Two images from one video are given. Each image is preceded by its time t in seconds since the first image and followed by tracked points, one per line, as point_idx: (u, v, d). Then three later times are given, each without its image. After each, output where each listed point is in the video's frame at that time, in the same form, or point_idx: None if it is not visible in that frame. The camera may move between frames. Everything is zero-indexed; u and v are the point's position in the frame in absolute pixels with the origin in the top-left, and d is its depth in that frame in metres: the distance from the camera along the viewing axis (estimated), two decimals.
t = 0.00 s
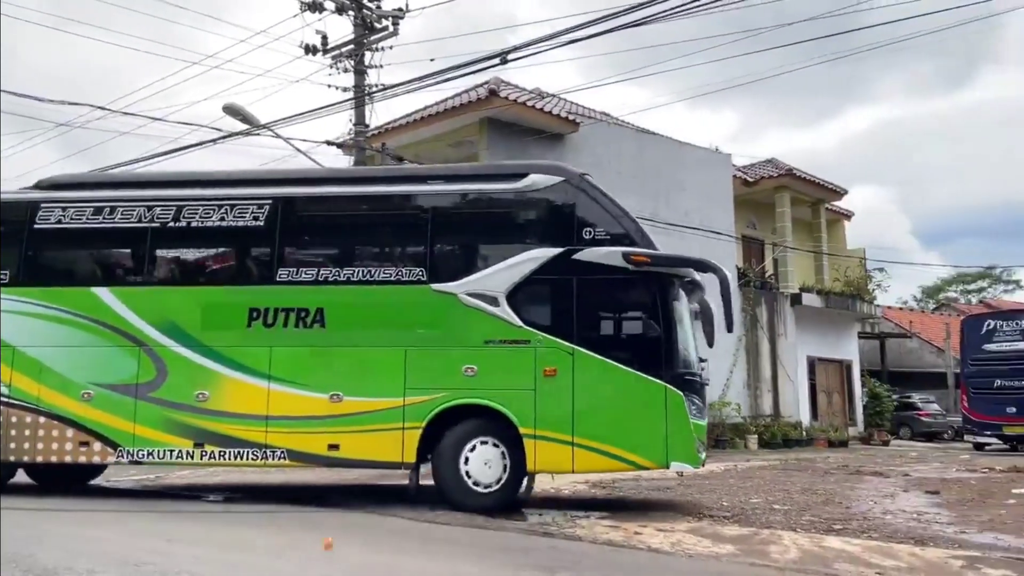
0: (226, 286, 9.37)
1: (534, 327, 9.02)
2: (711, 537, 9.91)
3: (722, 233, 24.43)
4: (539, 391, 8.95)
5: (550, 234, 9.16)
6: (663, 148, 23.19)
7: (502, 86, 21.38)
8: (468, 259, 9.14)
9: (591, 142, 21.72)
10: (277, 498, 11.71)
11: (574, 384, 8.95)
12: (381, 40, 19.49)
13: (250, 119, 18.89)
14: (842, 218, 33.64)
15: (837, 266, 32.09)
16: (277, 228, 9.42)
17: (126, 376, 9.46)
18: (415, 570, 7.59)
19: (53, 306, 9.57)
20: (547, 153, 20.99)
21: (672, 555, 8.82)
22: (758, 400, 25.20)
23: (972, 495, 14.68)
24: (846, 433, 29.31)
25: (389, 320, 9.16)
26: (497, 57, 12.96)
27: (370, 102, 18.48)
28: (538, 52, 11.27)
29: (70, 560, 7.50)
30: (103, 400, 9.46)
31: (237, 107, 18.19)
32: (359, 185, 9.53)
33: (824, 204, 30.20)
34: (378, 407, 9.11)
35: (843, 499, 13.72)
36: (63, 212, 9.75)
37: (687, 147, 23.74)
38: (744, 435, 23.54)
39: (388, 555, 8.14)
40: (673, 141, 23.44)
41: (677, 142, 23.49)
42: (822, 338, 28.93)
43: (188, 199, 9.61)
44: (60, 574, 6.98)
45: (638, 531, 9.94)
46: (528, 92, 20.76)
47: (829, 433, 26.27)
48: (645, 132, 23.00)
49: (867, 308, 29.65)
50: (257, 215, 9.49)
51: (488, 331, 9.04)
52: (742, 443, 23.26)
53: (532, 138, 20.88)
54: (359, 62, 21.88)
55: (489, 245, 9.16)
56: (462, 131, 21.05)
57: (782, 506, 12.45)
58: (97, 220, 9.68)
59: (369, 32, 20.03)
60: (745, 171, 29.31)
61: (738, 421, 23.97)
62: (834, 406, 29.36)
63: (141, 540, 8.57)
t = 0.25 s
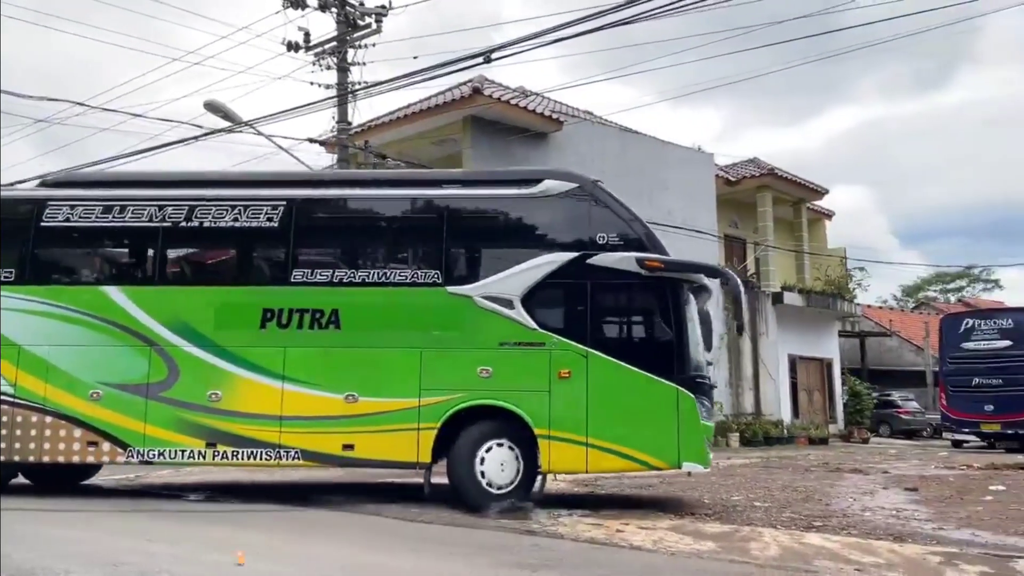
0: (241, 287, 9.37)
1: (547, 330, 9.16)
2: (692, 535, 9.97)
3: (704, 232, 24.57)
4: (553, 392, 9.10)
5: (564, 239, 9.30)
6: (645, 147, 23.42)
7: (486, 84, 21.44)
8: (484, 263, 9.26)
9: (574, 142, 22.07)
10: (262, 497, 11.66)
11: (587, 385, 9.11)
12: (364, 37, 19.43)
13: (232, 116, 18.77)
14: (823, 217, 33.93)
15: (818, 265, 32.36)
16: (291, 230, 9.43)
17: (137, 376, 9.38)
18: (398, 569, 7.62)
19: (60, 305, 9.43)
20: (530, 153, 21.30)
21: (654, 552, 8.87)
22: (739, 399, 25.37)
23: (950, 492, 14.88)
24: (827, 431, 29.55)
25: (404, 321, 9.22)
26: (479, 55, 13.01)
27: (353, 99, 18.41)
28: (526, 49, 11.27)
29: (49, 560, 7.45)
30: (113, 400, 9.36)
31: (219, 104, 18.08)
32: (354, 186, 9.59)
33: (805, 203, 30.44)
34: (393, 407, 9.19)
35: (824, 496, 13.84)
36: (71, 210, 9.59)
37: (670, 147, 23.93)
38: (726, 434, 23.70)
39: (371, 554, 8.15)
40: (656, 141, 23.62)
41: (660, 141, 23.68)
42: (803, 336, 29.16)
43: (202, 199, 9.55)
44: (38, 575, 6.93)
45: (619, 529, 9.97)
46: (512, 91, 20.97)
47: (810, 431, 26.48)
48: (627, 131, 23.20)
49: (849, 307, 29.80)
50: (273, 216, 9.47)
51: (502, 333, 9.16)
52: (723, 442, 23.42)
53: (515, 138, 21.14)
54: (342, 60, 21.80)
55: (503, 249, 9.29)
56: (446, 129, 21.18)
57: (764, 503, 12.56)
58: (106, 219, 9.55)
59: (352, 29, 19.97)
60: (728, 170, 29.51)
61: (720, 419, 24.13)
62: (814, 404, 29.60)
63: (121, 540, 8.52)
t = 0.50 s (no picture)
0: (257, 287, 9.36)
1: (562, 332, 9.22)
2: (675, 532, 10.02)
3: (688, 230, 24.61)
4: (568, 393, 9.16)
5: (580, 243, 9.38)
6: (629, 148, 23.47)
7: (471, 82, 21.46)
8: (500, 265, 9.31)
9: (558, 140, 22.28)
10: (247, 496, 11.63)
11: (603, 386, 9.18)
12: (348, 34, 19.37)
13: (214, 113, 18.66)
14: (806, 216, 34.17)
15: (801, 264, 32.57)
16: (306, 231, 9.42)
17: (150, 374, 9.40)
18: (380, 568, 7.63)
19: (72, 303, 9.45)
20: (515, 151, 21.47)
21: (637, 550, 8.92)
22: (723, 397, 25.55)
23: (930, 489, 15.01)
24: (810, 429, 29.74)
25: (420, 322, 9.26)
26: (464, 54, 13.07)
27: (337, 97, 18.36)
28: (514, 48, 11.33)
29: (28, 560, 7.40)
30: (125, 399, 9.39)
31: (200, 101, 17.99)
32: (347, 187, 9.61)
33: (788, 202, 30.64)
34: (409, 407, 9.24)
35: (806, 493, 13.94)
36: (82, 207, 9.58)
37: (655, 146, 23.99)
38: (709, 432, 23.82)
39: (353, 553, 8.14)
40: (641, 140, 23.67)
41: (646, 140, 23.75)
42: (786, 335, 29.33)
43: (217, 199, 9.55)
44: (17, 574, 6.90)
45: (604, 526, 9.94)
46: (497, 89, 21.20)
47: (792, 429, 26.67)
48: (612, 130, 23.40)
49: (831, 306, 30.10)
50: (288, 217, 9.48)
51: (517, 335, 9.22)
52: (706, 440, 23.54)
53: (500, 136, 21.33)
54: (326, 57, 21.73)
55: (517, 251, 9.34)
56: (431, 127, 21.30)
57: (747, 500, 12.63)
58: (117, 216, 9.53)
59: (336, 26, 19.87)
60: (712, 169, 29.68)
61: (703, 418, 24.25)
62: (797, 402, 29.80)
63: (101, 539, 8.47)
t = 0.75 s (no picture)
0: (278, 285, 9.45)
1: (580, 332, 9.59)
2: (659, 528, 10.08)
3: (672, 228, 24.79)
4: (587, 390, 9.52)
5: (596, 246, 9.73)
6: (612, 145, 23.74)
7: (455, 79, 21.46)
8: (519, 266, 9.61)
9: (543, 137, 22.46)
10: (231, 494, 11.56)
11: (619, 385, 9.57)
12: (332, 30, 19.25)
13: (196, 109, 18.49)
14: (788, 215, 34.42)
15: (783, 262, 32.82)
16: (328, 231, 9.54)
17: (171, 372, 9.38)
18: (366, 567, 7.63)
19: (90, 300, 9.35)
20: (500, 148, 21.52)
21: (620, 546, 8.95)
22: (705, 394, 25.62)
23: (910, 485, 15.17)
24: (791, 426, 29.93)
25: (441, 321, 9.49)
26: (451, 51, 13.10)
27: (322, 93, 18.26)
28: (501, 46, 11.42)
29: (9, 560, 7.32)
30: (146, 396, 9.33)
31: (183, 97, 17.82)
32: (338, 187, 9.76)
33: (771, 200, 30.87)
34: (431, 404, 9.45)
35: (788, 490, 14.05)
36: (98, 205, 9.48)
37: (639, 144, 24.34)
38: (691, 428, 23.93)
39: (339, 552, 8.14)
40: (625, 138, 23.98)
41: (629, 139, 24.08)
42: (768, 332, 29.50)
43: (236, 197, 9.58)
44: None
45: (588, 524, 9.75)
46: (482, 87, 21.32)
47: (774, 425, 26.84)
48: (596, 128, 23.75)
49: (811, 303, 30.40)
50: (308, 216, 9.57)
51: (536, 334, 9.53)
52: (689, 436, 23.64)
53: (485, 134, 21.42)
54: (310, 53, 21.58)
55: (538, 253, 9.64)
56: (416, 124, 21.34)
57: (731, 497, 12.70)
58: (134, 214, 9.47)
59: (320, 22, 19.75)
60: (696, 167, 29.86)
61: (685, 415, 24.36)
62: (779, 399, 30.01)
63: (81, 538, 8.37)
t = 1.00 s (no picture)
0: (296, 284, 9.45)
1: (592, 331, 9.70)
2: (647, 526, 10.05)
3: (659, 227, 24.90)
4: (601, 389, 9.66)
5: (609, 246, 9.84)
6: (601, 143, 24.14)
7: (443, 77, 21.44)
8: (535, 266, 9.69)
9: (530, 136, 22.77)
10: (217, 493, 11.47)
11: (632, 383, 9.73)
12: (320, 28, 19.17)
13: (183, 106, 18.38)
14: (775, 214, 34.55)
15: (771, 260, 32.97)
16: (345, 232, 9.57)
17: (189, 371, 9.33)
18: (352, 566, 7.59)
19: (108, 299, 9.26)
20: (488, 147, 21.80)
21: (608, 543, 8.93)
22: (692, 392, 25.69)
23: (896, 483, 15.23)
24: (778, 423, 30.05)
25: (458, 320, 9.56)
26: (437, 48, 13.18)
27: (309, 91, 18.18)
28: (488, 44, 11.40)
29: None
30: (164, 395, 9.27)
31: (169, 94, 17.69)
32: (326, 186, 9.77)
33: (759, 199, 30.96)
34: (449, 403, 9.54)
35: (775, 487, 14.10)
36: (113, 204, 9.39)
37: (625, 144, 24.92)
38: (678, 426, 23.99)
39: (324, 551, 8.10)
40: (612, 137, 24.53)
41: (616, 138, 24.61)
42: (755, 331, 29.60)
43: (253, 197, 9.55)
44: None
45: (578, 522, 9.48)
46: (470, 85, 21.44)
47: (761, 423, 26.93)
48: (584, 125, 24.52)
49: (798, 302, 30.58)
50: (325, 217, 9.58)
51: (551, 334, 9.63)
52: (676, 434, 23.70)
53: (472, 132, 21.62)
54: (297, 50, 21.49)
55: (553, 254, 9.73)
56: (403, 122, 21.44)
57: (718, 494, 12.70)
58: (151, 213, 9.40)
59: (307, 19, 19.67)
60: (684, 165, 30.00)
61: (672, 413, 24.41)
62: (766, 397, 30.16)
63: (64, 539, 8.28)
